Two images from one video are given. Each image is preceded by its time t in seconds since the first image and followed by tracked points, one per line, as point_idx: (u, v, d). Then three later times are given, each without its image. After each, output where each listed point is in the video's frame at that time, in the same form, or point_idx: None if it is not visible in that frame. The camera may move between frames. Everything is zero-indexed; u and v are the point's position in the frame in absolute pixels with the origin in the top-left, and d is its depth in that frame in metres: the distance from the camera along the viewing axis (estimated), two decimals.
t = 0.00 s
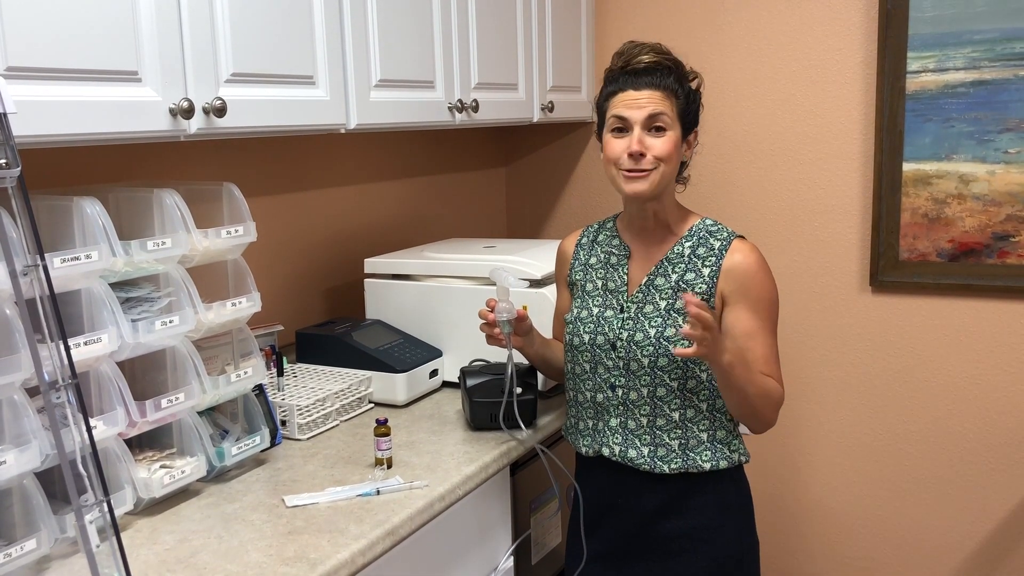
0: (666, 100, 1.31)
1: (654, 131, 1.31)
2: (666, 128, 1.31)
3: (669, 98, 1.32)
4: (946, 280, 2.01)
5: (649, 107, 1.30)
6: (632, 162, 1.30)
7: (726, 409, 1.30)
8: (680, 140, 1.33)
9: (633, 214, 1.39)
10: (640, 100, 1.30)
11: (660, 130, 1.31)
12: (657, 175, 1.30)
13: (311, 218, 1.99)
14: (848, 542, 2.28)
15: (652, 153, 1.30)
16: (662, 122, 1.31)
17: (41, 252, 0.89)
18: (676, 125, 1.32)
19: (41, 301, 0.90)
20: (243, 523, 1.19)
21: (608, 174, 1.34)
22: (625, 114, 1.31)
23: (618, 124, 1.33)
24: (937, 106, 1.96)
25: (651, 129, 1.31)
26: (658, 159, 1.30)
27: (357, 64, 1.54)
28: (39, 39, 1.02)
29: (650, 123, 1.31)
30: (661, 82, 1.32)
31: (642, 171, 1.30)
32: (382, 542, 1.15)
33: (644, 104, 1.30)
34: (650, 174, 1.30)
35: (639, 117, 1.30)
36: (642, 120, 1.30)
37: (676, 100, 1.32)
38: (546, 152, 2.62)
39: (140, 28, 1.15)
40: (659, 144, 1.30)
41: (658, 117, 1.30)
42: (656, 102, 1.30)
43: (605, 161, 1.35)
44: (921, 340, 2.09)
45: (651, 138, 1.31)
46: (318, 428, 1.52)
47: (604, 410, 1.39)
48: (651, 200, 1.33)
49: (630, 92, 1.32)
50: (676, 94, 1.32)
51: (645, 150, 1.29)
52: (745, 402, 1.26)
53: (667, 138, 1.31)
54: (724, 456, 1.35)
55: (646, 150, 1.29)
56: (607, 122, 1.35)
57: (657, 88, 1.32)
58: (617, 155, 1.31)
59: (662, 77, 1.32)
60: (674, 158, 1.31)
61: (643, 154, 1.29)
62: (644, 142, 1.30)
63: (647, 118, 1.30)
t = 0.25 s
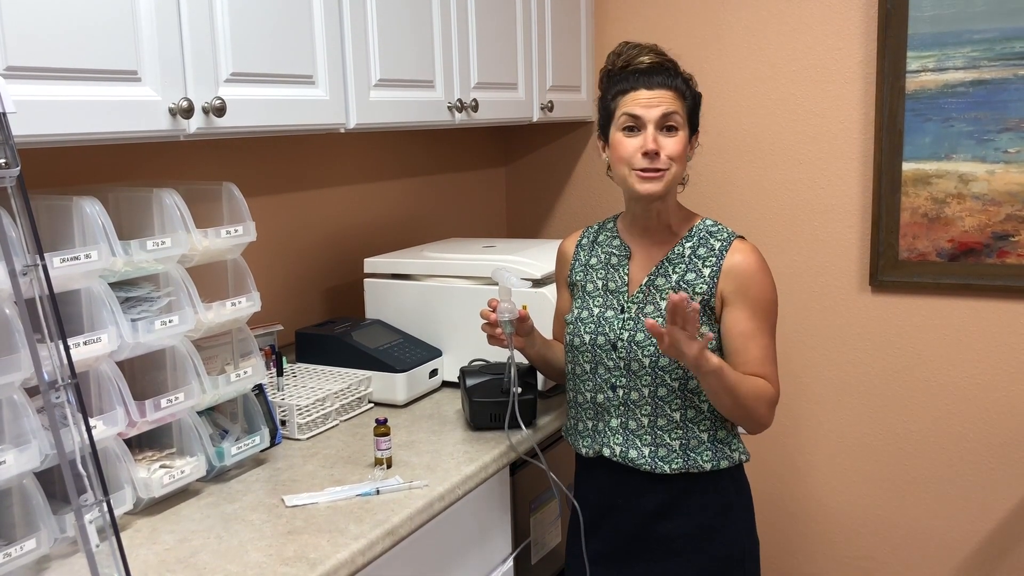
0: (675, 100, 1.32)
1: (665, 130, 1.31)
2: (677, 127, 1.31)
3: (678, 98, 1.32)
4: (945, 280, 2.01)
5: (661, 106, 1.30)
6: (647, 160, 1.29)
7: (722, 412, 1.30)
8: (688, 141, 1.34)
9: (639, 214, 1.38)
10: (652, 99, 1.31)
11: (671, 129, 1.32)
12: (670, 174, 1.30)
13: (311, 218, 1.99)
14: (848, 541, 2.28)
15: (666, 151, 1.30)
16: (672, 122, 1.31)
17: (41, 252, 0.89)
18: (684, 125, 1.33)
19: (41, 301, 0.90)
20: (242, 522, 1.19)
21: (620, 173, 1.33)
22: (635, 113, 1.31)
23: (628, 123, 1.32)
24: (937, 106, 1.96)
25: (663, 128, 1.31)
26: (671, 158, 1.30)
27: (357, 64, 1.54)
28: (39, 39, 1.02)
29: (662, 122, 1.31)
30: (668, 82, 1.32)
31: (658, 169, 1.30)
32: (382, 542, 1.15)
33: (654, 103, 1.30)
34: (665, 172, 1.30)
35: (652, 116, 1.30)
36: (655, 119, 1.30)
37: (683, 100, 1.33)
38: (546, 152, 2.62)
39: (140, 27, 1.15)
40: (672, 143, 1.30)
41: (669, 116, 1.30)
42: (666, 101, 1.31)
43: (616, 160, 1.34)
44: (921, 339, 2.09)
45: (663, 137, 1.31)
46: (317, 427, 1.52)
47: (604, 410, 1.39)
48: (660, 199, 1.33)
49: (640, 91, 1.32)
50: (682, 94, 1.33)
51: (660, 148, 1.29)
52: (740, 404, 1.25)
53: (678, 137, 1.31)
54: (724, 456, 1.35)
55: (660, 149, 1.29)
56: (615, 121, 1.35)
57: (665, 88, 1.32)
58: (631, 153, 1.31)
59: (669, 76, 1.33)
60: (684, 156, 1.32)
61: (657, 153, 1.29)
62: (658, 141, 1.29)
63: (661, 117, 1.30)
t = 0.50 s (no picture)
0: (673, 113, 1.30)
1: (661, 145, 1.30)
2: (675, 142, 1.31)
3: (675, 110, 1.31)
4: (945, 278, 2.01)
5: (657, 123, 1.29)
6: (643, 180, 1.30)
7: (724, 412, 1.30)
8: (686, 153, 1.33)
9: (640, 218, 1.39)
10: (647, 116, 1.29)
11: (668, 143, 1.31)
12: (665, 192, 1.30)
13: (310, 217, 1.99)
14: (847, 540, 2.28)
15: (662, 170, 1.30)
16: (670, 137, 1.30)
17: (40, 252, 0.89)
18: (682, 137, 1.32)
19: (40, 301, 0.90)
20: (242, 522, 1.19)
21: (617, 189, 1.34)
22: (632, 129, 1.30)
23: (625, 139, 1.32)
24: (936, 105, 1.96)
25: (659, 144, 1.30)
26: (667, 176, 1.30)
27: (356, 63, 1.54)
28: (38, 38, 1.02)
29: (658, 138, 1.30)
30: (666, 93, 1.30)
31: (653, 189, 1.30)
32: (381, 541, 1.15)
33: (651, 119, 1.29)
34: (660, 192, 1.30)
35: (648, 133, 1.29)
36: (650, 136, 1.29)
37: (681, 111, 1.32)
38: (545, 151, 2.62)
39: (139, 27, 1.15)
40: (668, 160, 1.30)
41: (666, 132, 1.29)
42: (663, 116, 1.29)
43: (614, 176, 1.34)
44: (920, 338, 2.09)
45: (659, 153, 1.30)
46: (317, 426, 1.52)
47: (604, 408, 1.39)
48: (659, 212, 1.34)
49: (636, 104, 1.31)
50: (681, 104, 1.32)
51: (655, 168, 1.29)
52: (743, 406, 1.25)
53: (675, 153, 1.31)
54: (723, 455, 1.35)
55: (655, 168, 1.29)
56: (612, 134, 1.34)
57: (663, 99, 1.30)
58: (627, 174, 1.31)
59: (666, 86, 1.31)
60: (681, 171, 1.32)
61: (652, 173, 1.29)
62: (654, 159, 1.29)
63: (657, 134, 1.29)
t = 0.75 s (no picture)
0: (673, 109, 1.30)
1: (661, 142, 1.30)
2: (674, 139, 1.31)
3: (674, 106, 1.31)
4: (944, 276, 2.01)
5: (657, 120, 1.29)
6: (642, 177, 1.30)
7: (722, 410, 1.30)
8: (685, 150, 1.33)
9: (638, 216, 1.39)
10: (647, 113, 1.29)
11: (667, 140, 1.31)
12: (664, 189, 1.30)
13: (309, 215, 1.99)
14: (846, 537, 2.28)
15: (661, 166, 1.29)
16: (669, 134, 1.30)
17: (38, 250, 0.89)
18: (682, 133, 1.32)
19: (39, 298, 0.90)
20: (241, 520, 1.19)
21: (616, 186, 1.34)
22: (631, 125, 1.30)
23: (624, 135, 1.32)
24: (935, 102, 1.95)
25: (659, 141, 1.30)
26: (665, 172, 1.30)
27: (355, 60, 1.54)
28: (35, 36, 1.02)
29: (657, 134, 1.30)
30: (666, 90, 1.30)
31: (652, 185, 1.30)
32: (380, 539, 1.15)
33: (650, 116, 1.29)
34: (659, 188, 1.30)
35: (648, 130, 1.29)
36: (650, 133, 1.29)
37: (681, 107, 1.32)
38: (544, 149, 2.62)
39: (137, 24, 1.15)
40: (668, 157, 1.30)
41: (666, 129, 1.29)
42: (663, 113, 1.29)
43: (612, 172, 1.34)
44: (919, 336, 2.09)
45: (659, 149, 1.30)
46: (316, 424, 1.52)
47: (603, 407, 1.39)
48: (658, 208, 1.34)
49: (636, 101, 1.30)
50: (680, 100, 1.31)
51: (654, 164, 1.29)
52: (742, 405, 1.25)
53: (675, 149, 1.31)
54: (722, 453, 1.35)
55: (654, 164, 1.29)
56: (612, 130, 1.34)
57: (663, 96, 1.30)
58: (626, 170, 1.31)
59: (666, 82, 1.30)
60: (681, 168, 1.32)
61: (651, 169, 1.29)
62: (653, 156, 1.29)
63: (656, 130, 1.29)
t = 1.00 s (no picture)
0: (670, 106, 1.30)
1: (658, 140, 1.30)
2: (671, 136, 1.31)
3: (671, 104, 1.31)
4: (944, 275, 2.01)
5: (654, 117, 1.29)
6: (640, 174, 1.30)
7: (721, 408, 1.30)
8: (683, 146, 1.33)
9: (637, 213, 1.39)
10: (644, 110, 1.29)
11: (664, 137, 1.31)
12: (661, 186, 1.30)
13: (309, 213, 1.99)
14: (846, 536, 2.28)
15: (659, 163, 1.30)
16: (667, 131, 1.30)
17: (38, 248, 0.89)
18: (680, 131, 1.32)
19: (39, 296, 0.90)
20: (241, 518, 1.19)
21: (613, 183, 1.34)
22: (629, 122, 1.30)
23: (621, 132, 1.31)
24: (935, 101, 1.95)
25: (656, 138, 1.30)
26: (663, 169, 1.30)
27: (355, 58, 1.54)
28: (35, 33, 1.01)
29: (655, 132, 1.30)
30: (663, 87, 1.30)
31: (650, 183, 1.30)
32: (380, 537, 1.15)
33: (648, 113, 1.29)
34: (657, 185, 1.30)
35: (645, 127, 1.29)
36: (647, 130, 1.29)
37: (678, 104, 1.31)
38: (544, 147, 2.61)
39: (137, 22, 1.14)
40: (665, 154, 1.30)
41: (663, 126, 1.29)
42: (660, 111, 1.29)
43: (610, 170, 1.34)
44: (919, 334, 2.09)
45: (656, 147, 1.30)
46: (316, 423, 1.52)
47: (602, 405, 1.39)
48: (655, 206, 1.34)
49: (632, 98, 1.30)
50: (678, 97, 1.31)
51: (652, 162, 1.29)
52: (740, 402, 1.25)
53: (672, 146, 1.31)
54: (721, 451, 1.35)
55: (652, 162, 1.29)
56: (609, 128, 1.34)
57: (660, 93, 1.30)
58: (624, 167, 1.31)
59: (663, 80, 1.30)
60: (678, 165, 1.32)
61: (649, 167, 1.29)
62: (650, 153, 1.29)
63: (654, 128, 1.29)
